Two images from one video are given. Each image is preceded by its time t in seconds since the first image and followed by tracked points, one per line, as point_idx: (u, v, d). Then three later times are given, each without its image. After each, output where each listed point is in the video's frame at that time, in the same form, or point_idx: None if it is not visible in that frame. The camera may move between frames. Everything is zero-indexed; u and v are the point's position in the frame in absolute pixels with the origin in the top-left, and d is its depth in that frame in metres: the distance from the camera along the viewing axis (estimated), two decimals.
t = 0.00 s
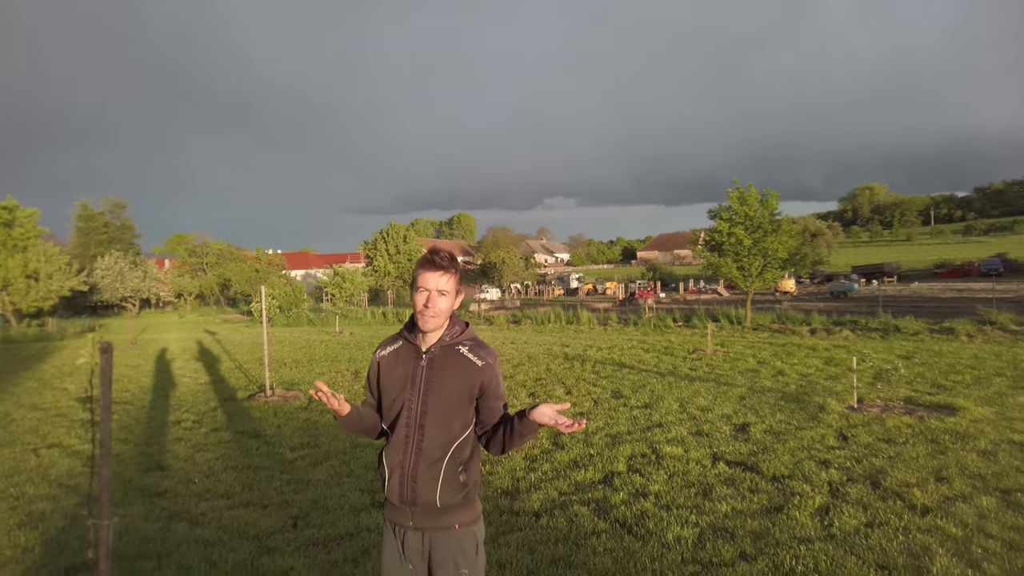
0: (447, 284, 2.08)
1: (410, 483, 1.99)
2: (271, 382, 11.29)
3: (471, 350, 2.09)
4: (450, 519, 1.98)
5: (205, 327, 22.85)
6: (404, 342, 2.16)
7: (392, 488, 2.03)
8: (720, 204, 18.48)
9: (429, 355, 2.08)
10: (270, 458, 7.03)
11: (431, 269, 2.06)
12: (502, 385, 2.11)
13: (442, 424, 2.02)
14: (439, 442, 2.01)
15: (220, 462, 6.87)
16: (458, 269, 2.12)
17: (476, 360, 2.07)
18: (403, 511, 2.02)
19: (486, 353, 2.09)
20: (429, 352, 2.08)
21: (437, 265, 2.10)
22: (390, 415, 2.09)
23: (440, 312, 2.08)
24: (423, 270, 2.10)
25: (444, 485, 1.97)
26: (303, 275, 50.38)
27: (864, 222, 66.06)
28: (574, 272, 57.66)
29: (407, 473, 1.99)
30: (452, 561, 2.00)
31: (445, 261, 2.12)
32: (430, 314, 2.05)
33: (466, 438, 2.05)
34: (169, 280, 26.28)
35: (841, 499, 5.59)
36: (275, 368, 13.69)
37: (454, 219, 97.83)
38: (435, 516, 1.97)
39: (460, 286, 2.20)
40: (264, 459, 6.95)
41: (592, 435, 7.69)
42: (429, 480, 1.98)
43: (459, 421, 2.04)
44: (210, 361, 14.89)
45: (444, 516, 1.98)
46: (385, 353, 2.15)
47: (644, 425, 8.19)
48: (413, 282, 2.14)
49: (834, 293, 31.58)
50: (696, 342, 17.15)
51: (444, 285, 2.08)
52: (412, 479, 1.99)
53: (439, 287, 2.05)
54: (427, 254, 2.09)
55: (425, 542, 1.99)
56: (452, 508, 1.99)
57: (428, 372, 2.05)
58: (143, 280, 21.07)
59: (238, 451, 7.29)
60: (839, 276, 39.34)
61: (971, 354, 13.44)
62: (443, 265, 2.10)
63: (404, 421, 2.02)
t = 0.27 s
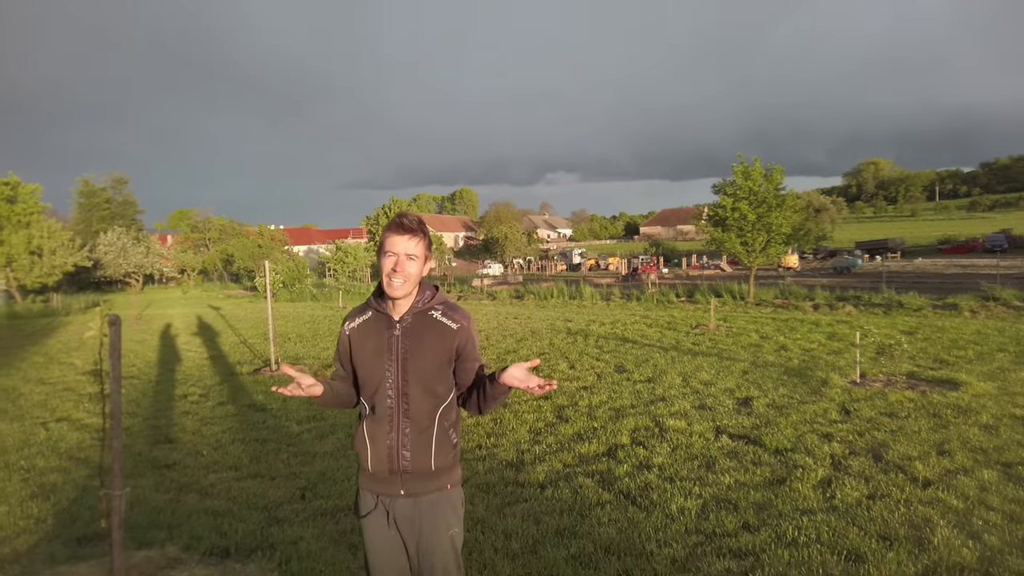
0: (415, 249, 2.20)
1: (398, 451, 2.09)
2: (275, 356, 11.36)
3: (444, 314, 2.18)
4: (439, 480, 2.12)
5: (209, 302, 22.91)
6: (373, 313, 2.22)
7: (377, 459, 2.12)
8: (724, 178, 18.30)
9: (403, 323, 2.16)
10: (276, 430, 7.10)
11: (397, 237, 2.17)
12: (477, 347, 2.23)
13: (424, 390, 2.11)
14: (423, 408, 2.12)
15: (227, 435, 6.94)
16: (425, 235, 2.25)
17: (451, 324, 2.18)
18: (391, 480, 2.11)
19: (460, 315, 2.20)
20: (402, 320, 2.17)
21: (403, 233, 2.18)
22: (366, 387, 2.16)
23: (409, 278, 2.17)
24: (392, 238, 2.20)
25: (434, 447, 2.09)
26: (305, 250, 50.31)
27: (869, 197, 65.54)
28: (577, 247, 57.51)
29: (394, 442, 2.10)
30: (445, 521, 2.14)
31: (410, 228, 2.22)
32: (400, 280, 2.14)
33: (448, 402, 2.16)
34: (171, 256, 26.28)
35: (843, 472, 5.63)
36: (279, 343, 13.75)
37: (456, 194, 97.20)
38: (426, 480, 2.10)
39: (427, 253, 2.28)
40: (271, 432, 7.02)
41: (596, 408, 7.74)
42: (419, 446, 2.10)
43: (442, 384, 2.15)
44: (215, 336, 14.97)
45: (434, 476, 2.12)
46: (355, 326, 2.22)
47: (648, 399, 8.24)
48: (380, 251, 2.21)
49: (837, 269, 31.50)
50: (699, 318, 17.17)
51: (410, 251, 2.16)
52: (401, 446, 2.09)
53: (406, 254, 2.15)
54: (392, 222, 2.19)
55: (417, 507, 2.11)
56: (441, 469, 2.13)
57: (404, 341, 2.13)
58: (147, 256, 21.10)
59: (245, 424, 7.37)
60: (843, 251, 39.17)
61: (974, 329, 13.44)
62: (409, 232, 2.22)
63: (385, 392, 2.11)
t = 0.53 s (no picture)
0: (409, 235, 2.14)
1: (408, 428, 2.11)
2: (285, 336, 11.43)
3: (446, 292, 2.21)
4: (447, 453, 2.17)
5: (217, 282, 23.06)
6: (372, 296, 2.19)
7: (386, 438, 2.12)
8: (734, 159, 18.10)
9: (406, 305, 2.16)
10: (287, 409, 7.17)
11: (393, 220, 2.12)
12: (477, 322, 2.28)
13: (433, 369, 2.13)
14: (430, 386, 2.14)
15: (238, 413, 7.01)
16: (420, 218, 2.19)
17: (455, 301, 2.21)
18: (400, 457, 2.13)
19: (461, 294, 2.23)
20: (405, 302, 2.16)
21: (401, 216, 2.15)
22: (371, 370, 2.14)
23: (408, 262, 2.15)
24: (387, 224, 2.15)
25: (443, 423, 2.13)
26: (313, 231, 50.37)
27: (880, 180, 64.72)
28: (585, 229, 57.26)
29: (404, 420, 2.11)
30: (452, 495, 2.18)
31: (405, 212, 2.17)
32: (402, 265, 2.13)
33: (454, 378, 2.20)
34: (180, 237, 26.40)
35: (853, 454, 5.62)
36: (288, 323, 13.83)
37: (462, 174, 96.73)
38: (435, 454, 2.13)
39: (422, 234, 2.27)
40: (282, 410, 7.08)
41: (604, 389, 7.77)
42: (429, 422, 2.13)
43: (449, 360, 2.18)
44: (225, 316, 15.07)
45: (441, 450, 2.16)
46: (354, 309, 2.18)
47: (656, 380, 8.26)
48: (377, 235, 2.17)
49: (847, 252, 31.24)
50: (707, 300, 17.10)
51: (410, 234, 2.15)
52: (410, 423, 2.11)
53: (406, 237, 2.13)
54: (386, 206, 2.14)
55: (428, 482, 2.13)
56: (448, 443, 2.17)
57: (409, 322, 2.14)
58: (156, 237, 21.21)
59: (256, 403, 7.44)
60: (853, 234, 38.82)
61: (985, 313, 13.32)
62: (404, 216, 2.16)
63: (393, 373, 2.11)
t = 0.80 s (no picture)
0: (427, 215, 2.14)
1: (430, 409, 2.13)
2: (301, 317, 11.54)
3: (462, 274, 2.25)
4: (464, 432, 2.22)
5: (233, 263, 23.28)
6: (391, 279, 2.17)
7: (408, 420, 2.13)
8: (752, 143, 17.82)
9: (426, 287, 2.17)
10: (304, 389, 7.26)
11: (412, 200, 2.12)
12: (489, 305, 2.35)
13: (453, 349, 2.17)
14: (450, 367, 2.18)
15: (256, 392, 7.12)
16: (436, 198, 2.20)
17: (471, 283, 2.26)
18: (420, 437, 2.14)
19: (475, 276, 2.28)
20: (424, 284, 2.17)
21: (420, 197, 2.15)
22: (392, 352, 2.13)
23: (427, 244, 2.16)
24: (404, 205, 2.14)
25: (463, 403, 2.17)
26: (327, 213, 50.59)
27: (901, 165, 63.45)
28: (599, 212, 56.89)
29: (427, 401, 2.13)
30: (468, 472, 2.24)
31: (423, 192, 2.17)
32: (422, 246, 2.14)
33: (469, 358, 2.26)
34: (196, 218, 26.64)
35: (870, 442, 5.58)
36: (304, 304, 13.96)
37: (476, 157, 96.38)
38: (455, 432, 2.18)
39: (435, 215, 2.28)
40: (299, 391, 7.18)
41: (619, 373, 7.78)
42: (449, 402, 2.17)
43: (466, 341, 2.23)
44: (241, 297, 15.25)
45: (459, 428, 2.21)
46: (373, 292, 2.14)
47: (671, 365, 8.25)
48: (395, 216, 2.15)
49: (866, 238, 30.75)
50: (723, 285, 16.97)
51: (429, 216, 2.15)
52: (433, 404, 2.14)
53: (426, 219, 2.14)
54: (405, 185, 2.13)
55: (448, 461, 2.17)
56: (465, 422, 2.23)
57: (430, 304, 2.15)
58: (172, 218, 21.40)
59: (273, 383, 7.55)
60: (871, 220, 38.18)
61: (1007, 302, 13.08)
62: (421, 196, 2.16)
63: (416, 354, 2.12)
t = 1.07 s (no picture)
0: (438, 196, 2.17)
1: (448, 390, 2.17)
2: (318, 304, 11.67)
3: (474, 258, 2.29)
4: (480, 412, 2.26)
5: (250, 250, 23.54)
6: (404, 264, 2.20)
7: (427, 401, 2.16)
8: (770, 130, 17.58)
9: (439, 270, 2.20)
10: (321, 375, 7.36)
11: (422, 183, 2.15)
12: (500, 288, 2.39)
13: (468, 331, 2.20)
14: (466, 349, 2.21)
15: (275, 378, 7.24)
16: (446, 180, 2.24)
17: (483, 265, 2.30)
18: (439, 417, 2.18)
19: (487, 259, 2.31)
20: (438, 268, 2.20)
21: (431, 180, 2.18)
22: (409, 335, 2.16)
23: (438, 226, 2.19)
24: (415, 186, 2.17)
25: (479, 383, 2.21)
26: (342, 200, 50.83)
27: (923, 152, 62.17)
28: (613, 200, 56.52)
29: (445, 383, 2.16)
30: (484, 452, 2.28)
31: (433, 174, 2.20)
32: (435, 228, 2.17)
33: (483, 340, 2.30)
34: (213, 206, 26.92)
35: (888, 432, 5.54)
36: (320, 291, 14.10)
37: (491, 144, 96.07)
38: (472, 412, 2.23)
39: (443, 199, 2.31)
40: (317, 376, 7.29)
41: (634, 361, 7.79)
42: (466, 384, 2.21)
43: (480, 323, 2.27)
44: (258, 283, 15.43)
45: (475, 409, 2.25)
46: (388, 277, 2.17)
47: (687, 353, 8.24)
48: (406, 199, 2.19)
49: (884, 227, 30.27)
50: (739, 274, 16.84)
51: (440, 198, 2.18)
52: (451, 385, 2.18)
53: (437, 202, 2.17)
54: (415, 168, 2.16)
55: (466, 441, 2.22)
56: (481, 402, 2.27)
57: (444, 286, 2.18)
58: (189, 206, 21.60)
59: (292, 368, 7.67)
60: (891, 209, 37.53)
61: None
62: (431, 178, 2.19)
63: (432, 336, 2.15)
